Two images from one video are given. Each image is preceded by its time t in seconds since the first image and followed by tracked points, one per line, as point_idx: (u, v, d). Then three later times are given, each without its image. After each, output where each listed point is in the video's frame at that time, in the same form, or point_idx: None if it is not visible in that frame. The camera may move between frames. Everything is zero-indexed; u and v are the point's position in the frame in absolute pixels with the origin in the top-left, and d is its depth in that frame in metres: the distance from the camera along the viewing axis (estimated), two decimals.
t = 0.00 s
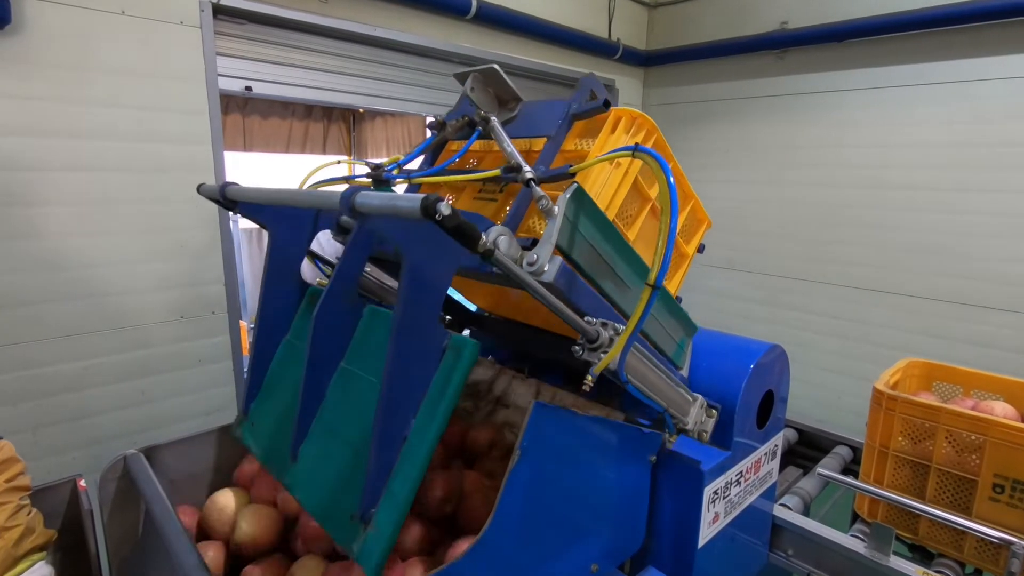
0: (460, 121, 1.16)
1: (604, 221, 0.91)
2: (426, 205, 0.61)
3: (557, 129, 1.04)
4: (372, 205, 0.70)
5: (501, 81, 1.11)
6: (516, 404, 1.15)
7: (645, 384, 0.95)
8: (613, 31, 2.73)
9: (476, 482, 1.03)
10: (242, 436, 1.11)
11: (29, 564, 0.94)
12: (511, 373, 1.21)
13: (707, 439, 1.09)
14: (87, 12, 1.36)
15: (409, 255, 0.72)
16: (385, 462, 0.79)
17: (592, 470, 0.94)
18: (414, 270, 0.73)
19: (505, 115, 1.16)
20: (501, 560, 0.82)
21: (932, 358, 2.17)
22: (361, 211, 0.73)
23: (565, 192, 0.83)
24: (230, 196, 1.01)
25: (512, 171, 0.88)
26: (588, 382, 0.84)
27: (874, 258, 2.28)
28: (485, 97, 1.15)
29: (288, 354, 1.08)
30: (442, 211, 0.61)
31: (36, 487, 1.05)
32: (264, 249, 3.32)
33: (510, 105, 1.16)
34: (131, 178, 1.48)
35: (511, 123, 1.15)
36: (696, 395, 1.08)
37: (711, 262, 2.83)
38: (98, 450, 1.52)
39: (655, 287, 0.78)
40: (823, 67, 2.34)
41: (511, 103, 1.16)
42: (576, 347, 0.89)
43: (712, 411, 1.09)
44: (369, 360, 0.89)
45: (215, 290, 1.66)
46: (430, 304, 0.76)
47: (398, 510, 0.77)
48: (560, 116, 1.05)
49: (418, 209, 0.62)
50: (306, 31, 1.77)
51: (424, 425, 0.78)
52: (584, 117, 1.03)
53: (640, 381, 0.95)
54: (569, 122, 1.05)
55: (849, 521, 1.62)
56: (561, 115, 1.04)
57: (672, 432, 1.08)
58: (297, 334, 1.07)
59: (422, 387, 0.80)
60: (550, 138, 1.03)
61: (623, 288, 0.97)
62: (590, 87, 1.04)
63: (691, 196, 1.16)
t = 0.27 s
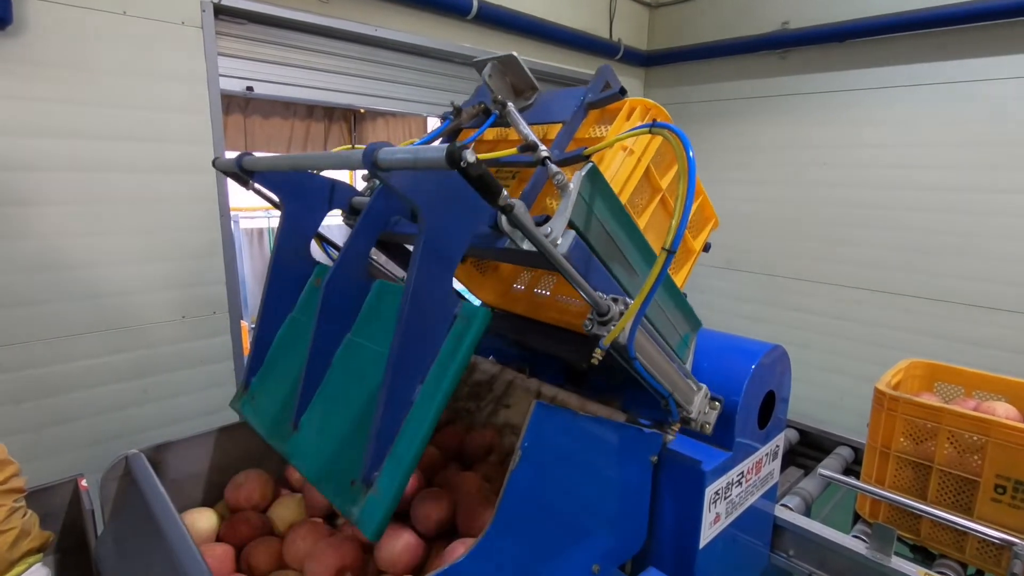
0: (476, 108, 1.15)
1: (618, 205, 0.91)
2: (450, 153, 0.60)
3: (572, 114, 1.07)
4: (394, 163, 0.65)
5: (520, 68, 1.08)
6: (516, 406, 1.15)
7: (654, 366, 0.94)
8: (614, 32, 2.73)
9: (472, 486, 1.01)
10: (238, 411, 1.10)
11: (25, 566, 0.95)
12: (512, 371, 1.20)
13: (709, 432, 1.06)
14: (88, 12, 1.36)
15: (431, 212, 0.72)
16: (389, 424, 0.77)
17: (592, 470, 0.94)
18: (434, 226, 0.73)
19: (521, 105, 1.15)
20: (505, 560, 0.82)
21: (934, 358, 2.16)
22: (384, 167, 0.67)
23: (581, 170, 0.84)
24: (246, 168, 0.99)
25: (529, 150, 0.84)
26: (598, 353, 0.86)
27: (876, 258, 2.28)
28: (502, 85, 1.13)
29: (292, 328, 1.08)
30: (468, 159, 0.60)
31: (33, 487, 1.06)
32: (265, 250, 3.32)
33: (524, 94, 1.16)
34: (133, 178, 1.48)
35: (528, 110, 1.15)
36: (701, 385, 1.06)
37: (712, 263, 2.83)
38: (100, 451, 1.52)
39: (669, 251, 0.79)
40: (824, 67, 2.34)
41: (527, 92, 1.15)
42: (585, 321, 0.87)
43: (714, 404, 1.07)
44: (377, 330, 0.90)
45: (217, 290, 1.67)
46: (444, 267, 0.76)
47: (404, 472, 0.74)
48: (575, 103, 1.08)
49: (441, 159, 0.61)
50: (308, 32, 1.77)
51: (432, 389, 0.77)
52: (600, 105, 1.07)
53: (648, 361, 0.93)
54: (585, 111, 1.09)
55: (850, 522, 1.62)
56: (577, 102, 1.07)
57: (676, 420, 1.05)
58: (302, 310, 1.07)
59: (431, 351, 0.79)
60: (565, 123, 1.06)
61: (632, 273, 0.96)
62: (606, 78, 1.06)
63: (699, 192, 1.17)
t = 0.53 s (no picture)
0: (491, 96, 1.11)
1: (636, 193, 0.90)
2: (479, 104, 0.60)
3: (590, 101, 1.01)
4: (422, 119, 0.65)
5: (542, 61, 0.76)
6: (519, 405, 1.15)
7: (666, 349, 0.91)
8: (617, 31, 2.72)
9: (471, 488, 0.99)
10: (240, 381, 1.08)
11: (20, 567, 0.93)
12: (515, 372, 1.21)
13: (713, 425, 1.00)
14: (90, 12, 1.36)
15: (455, 176, 0.73)
16: (399, 388, 0.77)
17: (595, 472, 0.93)
18: (452, 191, 0.73)
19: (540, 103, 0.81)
20: (508, 561, 0.82)
21: (937, 359, 2.15)
22: (409, 127, 0.67)
23: (598, 149, 0.85)
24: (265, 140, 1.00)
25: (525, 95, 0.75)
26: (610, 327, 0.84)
27: (879, 258, 2.27)
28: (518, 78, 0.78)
29: (298, 304, 1.06)
30: (497, 109, 0.61)
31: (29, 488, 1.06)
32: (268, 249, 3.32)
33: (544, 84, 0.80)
34: (135, 177, 1.48)
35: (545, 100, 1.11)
36: (707, 374, 1.02)
37: (715, 262, 2.82)
38: (103, 450, 1.52)
39: (690, 216, 0.79)
40: (828, 66, 2.33)
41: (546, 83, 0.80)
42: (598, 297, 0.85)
43: (720, 396, 1.02)
44: (388, 302, 0.90)
45: (219, 290, 1.67)
46: (461, 233, 0.76)
47: (411, 434, 0.74)
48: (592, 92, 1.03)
49: (471, 112, 0.61)
50: (310, 31, 1.77)
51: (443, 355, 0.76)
52: (618, 94, 1.02)
53: (660, 343, 0.91)
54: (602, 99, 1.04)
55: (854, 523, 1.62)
56: (594, 92, 1.02)
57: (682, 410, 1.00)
58: (310, 287, 1.06)
59: (444, 320, 0.78)
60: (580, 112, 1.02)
61: (642, 259, 0.95)
62: (622, 70, 1.02)
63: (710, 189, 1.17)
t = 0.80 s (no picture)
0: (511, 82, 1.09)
1: (653, 183, 0.91)
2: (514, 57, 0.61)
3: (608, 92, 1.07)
4: (451, 78, 0.64)
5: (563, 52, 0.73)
6: (521, 406, 1.14)
7: (675, 329, 0.92)
8: (620, 31, 2.72)
9: (473, 490, 1.00)
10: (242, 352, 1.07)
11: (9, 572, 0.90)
12: (517, 372, 1.20)
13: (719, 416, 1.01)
14: (93, 12, 1.36)
15: (477, 142, 0.73)
16: (413, 348, 0.76)
17: (597, 472, 0.93)
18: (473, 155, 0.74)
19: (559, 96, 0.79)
20: (511, 561, 0.81)
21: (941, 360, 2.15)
22: (438, 88, 0.66)
23: (616, 132, 0.86)
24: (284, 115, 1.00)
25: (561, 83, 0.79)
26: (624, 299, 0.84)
27: (882, 259, 2.26)
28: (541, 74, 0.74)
29: (309, 281, 1.06)
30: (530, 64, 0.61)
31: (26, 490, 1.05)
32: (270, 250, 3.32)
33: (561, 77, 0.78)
34: (137, 177, 1.48)
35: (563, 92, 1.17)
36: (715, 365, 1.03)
37: (718, 263, 2.81)
38: (104, 450, 1.52)
39: (711, 185, 0.80)
40: (832, 66, 2.32)
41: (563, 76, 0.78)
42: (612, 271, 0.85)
43: (726, 388, 1.03)
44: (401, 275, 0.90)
45: (221, 289, 1.67)
46: (480, 199, 0.77)
47: (422, 395, 0.73)
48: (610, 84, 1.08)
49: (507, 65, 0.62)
50: (313, 31, 1.77)
51: (458, 318, 0.76)
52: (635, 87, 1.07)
53: (671, 323, 0.91)
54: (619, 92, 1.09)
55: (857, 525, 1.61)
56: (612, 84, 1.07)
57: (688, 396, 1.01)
58: (321, 264, 1.06)
59: (458, 286, 0.78)
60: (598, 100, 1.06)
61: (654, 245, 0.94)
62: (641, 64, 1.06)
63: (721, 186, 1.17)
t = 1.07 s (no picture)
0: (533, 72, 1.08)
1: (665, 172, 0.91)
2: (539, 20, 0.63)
3: (623, 82, 1.10)
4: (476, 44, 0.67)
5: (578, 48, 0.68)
6: (522, 406, 1.14)
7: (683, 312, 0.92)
8: (620, 31, 2.72)
9: (472, 492, 0.99)
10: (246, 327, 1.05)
11: None
12: (519, 372, 1.20)
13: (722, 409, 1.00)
14: (93, 12, 1.36)
15: (495, 109, 0.75)
16: (424, 313, 0.77)
17: (599, 472, 0.93)
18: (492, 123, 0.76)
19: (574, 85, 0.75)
20: (511, 562, 0.81)
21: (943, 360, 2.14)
22: (463, 54, 0.69)
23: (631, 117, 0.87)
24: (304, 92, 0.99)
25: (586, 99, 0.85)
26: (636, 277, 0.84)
27: (883, 258, 2.26)
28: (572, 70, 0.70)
29: (317, 259, 1.05)
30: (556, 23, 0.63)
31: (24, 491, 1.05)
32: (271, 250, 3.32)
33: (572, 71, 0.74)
34: (138, 178, 1.48)
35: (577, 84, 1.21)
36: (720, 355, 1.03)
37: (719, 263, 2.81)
38: (106, 450, 1.52)
39: (727, 155, 0.81)
40: (833, 65, 2.31)
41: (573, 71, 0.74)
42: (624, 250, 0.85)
43: (731, 377, 1.03)
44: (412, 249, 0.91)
45: (222, 290, 1.67)
46: (495, 169, 0.78)
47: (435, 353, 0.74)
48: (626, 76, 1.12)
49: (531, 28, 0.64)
50: (313, 31, 1.76)
51: (470, 285, 0.77)
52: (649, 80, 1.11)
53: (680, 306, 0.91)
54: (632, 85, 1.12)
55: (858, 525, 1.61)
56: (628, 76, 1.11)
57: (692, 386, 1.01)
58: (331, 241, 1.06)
59: (471, 253, 0.79)
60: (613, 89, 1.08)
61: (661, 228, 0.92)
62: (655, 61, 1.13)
63: (728, 184, 1.17)
